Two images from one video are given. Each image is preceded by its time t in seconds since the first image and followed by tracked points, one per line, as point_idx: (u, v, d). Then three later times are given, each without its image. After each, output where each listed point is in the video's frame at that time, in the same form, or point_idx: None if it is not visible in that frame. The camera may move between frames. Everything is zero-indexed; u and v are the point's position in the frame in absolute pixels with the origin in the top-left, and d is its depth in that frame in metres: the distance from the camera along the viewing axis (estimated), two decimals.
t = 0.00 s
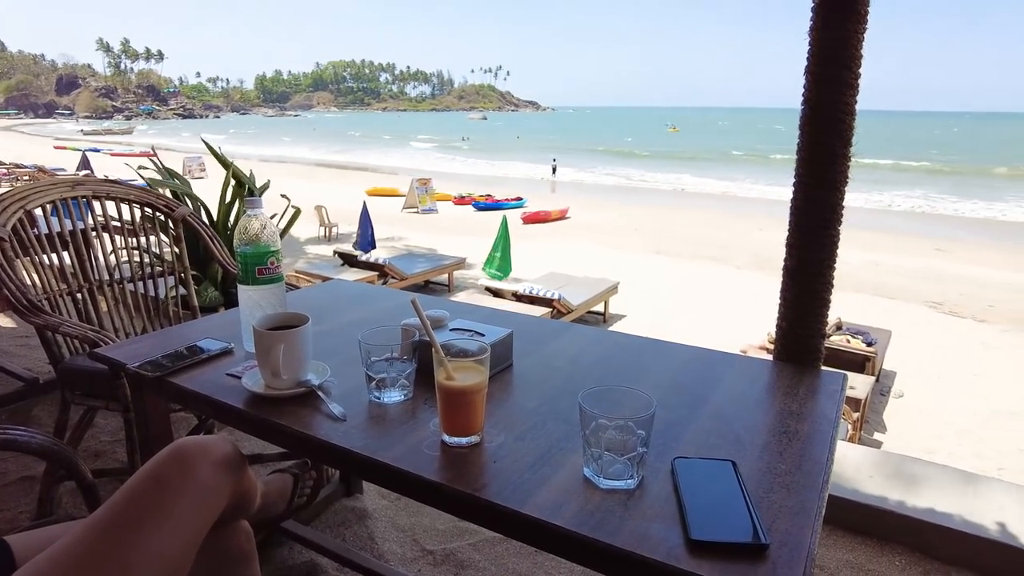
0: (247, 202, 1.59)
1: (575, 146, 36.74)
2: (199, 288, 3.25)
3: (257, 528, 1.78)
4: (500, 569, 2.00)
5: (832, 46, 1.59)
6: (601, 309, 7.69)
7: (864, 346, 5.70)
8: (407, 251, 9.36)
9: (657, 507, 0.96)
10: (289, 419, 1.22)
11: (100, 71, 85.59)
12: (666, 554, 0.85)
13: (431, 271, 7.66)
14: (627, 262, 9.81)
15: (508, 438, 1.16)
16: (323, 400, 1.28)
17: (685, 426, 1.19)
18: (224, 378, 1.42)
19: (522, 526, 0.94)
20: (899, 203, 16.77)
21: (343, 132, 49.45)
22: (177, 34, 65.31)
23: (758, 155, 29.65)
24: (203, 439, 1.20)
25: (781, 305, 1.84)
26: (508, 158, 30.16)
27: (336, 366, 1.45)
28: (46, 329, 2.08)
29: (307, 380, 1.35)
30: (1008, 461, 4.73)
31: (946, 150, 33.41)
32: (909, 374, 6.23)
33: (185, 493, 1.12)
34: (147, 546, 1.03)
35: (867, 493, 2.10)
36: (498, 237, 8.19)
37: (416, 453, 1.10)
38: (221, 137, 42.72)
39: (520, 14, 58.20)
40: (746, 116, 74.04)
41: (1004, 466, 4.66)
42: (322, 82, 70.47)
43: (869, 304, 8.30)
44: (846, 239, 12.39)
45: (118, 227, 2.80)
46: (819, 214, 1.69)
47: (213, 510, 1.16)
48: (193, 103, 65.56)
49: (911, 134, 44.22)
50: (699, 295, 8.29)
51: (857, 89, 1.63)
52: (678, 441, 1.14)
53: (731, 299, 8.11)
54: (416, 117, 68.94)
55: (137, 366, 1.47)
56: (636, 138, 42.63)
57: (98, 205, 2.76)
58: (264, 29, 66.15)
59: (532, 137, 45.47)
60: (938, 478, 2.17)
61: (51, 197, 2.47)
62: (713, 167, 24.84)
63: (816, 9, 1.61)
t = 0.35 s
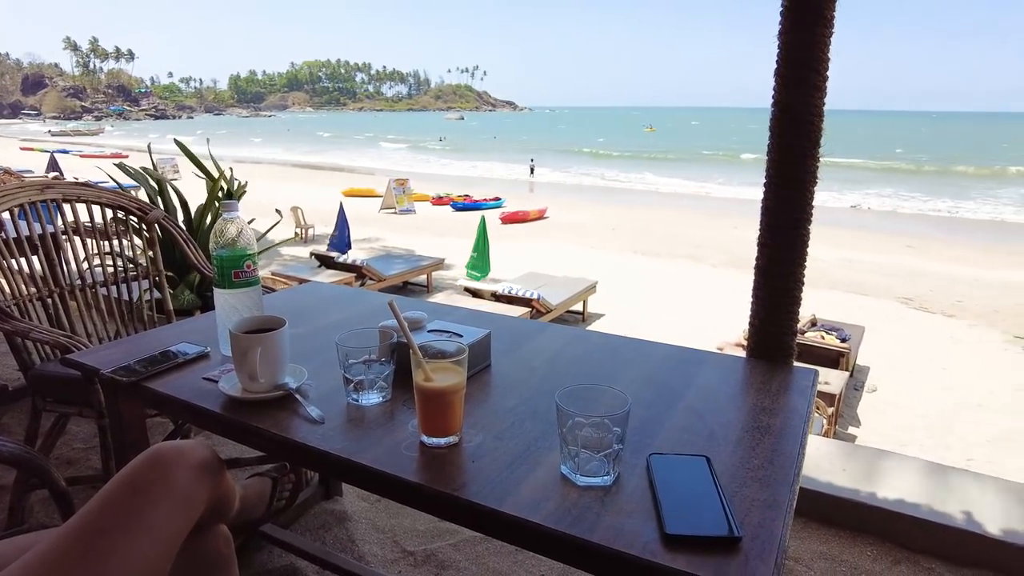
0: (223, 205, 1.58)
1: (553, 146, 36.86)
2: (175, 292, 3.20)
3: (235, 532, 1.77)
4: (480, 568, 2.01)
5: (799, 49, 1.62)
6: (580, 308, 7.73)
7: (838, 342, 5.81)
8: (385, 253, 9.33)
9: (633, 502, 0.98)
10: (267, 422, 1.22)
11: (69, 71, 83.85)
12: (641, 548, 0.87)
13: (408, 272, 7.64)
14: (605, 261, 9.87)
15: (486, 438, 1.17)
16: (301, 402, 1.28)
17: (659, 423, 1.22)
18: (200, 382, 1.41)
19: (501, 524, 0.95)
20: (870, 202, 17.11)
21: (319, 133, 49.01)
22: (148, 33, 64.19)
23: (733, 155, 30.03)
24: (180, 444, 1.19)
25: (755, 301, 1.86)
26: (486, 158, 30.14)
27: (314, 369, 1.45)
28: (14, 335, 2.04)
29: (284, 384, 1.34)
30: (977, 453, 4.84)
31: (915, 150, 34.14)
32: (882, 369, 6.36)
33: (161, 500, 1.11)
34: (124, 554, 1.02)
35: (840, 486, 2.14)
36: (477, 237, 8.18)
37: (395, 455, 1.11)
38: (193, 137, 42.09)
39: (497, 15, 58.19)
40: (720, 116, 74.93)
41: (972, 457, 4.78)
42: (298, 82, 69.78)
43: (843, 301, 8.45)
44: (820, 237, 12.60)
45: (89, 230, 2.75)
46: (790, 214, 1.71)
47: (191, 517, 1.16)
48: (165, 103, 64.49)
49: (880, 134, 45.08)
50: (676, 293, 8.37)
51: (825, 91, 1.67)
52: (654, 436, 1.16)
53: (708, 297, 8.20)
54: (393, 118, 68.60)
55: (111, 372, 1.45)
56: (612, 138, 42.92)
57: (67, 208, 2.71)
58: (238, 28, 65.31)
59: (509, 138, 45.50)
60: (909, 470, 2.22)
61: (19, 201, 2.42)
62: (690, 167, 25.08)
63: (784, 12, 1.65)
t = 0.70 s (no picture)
0: (205, 206, 1.57)
1: (538, 146, 36.91)
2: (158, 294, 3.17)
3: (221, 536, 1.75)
4: (469, 568, 2.00)
5: (781, 50, 1.63)
6: (567, 308, 7.74)
7: (822, 339, 5.86)
8: (371, 253, 9.29)
9: (619, 499, 0.98)
10: (251, 423, 1.21)
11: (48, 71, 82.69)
12: (628, 545, 0.87)
13: (395, 273, 7.62)
14: (591, 261, 9.90)
15: (473, 437, 1.17)
16: (286, 403, 1.27)
17: (646, 419, 1.23)
18: (184, 384, 1.40)
19: (488, 523, 0.95)
20: (852, 201, 17.31)
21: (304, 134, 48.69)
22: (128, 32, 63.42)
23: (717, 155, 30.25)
24: (164, 446, 1.18)
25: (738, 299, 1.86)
26: (471, 158, 30.10)
27: (298, 370, 1.44)
28: None
29: (268, 385, 1.33)
30: (958, 447, 4.92)
31: (895, 149, 34.59)
32: (864, 366, 6.43)
33: (144, 502, 1.10)
34: (107, 555, 1.01)
35: (826, 481, 2.16)
36: (463, 237, 8.17)
37: (381, 455, 1.10)
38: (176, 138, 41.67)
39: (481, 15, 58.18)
40: (704, 117, 75.43)
41: (953, 451, 4.85)
42: (282, 82, 69.36)
43: (826, 298, 8.54)
44: (803, 236, 12.73)
45: (70, 232, 2.72)
46: (773, 211, 1.72)
47: (174, 519, 1.14)
48: (147, 104, 63.83)
49: (861, 134, 45.66)
50: (662, 292, 8.41)
51: (806, 90, 1.67)
52: (640, 434, 1.17)
53: (694, 296, 8.25)
54: (377, 118, 68.34)
55: (93, 374, 1.44)
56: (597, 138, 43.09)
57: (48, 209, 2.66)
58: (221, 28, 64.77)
59: (495, 138, 45.48)
60: (893, 464, 2.25)
61: None
62: (674, 167, 25.23)
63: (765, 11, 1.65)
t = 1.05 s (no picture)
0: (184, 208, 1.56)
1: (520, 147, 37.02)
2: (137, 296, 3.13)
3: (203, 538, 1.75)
4: (451, 566, 2.01)
5: (756, 45, 1.55)
6: (549, 307, 7.78)
7: (800, 335, 5.95)
8: (352, 254, 9.26)
9: (597, 494, 1.01)
10: (231, 425, 1.22)
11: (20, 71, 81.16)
12: (604, 539, 0.89)
13: (376, 274, 7.62)
14: (572, 260, 9.95)
15: (453, 436, 1.18)
16: (267, 405, 1.28)
17: (623, 416, 1.25)
18: (165, 386, 1.39)
19: (470, 519, 0.97)
20: (828, 201, 17.58)
21: (283, 134, 48.32)
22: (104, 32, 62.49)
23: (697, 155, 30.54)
24: (144, 449, 1.19)
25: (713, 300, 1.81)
26: (452, 159, 30.08)
27: (278, 372, 1.45)
28: None
29: (248, 387, 1.34)
30: (931, 440, 5.02)
31: (869, 149, 35.21)
32: (841, 362, 6.54)
33: (126, 504, 1.10)
34: (88, 558, 1.02)
35: (803, 475, 2.20)
36: (445, 238, 8.17)
37: (362, 455, 1.12)
38: (153, 139, 41.13)
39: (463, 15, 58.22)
40: (683, 117, 76.09)
41: (926, 444, 4.96)
42: (261, 83, 68.75)
43: (803, 296, 8.67)
44: (781, 234, 12.91)
45: (46, 234, 2.67)
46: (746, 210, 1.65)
47: (156, 522, 1.15)
48: (124, 105, 62.95)
49: (837, 134, 46.43)
50: (642, 290, 8.48)
51: (778, 93, 1.61)
52: (617, 430, 1.19)
53: (674, 294, 8.33)
54: (357, 118, 68.02)
55: (72, 378, 1.43)
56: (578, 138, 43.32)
57: (23, 211, 2.63)
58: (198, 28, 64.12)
59: (476, 138, 45.47)
60: (867, 457, 2.30)
61: None
62: (654, 168, 25.45)
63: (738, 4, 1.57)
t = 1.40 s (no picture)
0: (137, 215, 1.54)
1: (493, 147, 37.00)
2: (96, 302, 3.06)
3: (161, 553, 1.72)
4: (416, 571, 2.01)
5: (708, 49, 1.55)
6: (521, 307, 7.80)
7: (768, 332, 6.05)
8: (323, 256, 9.17)
9: (549, 499, 1.01)
10: (183, 436, 1.20)
11: None
12: (553, 544, 0.90)
13: (347, 276, 7.56)
14: (545, 260, 9.99)
15: (409, 443, 1.18)
16: (220, 416, 1.26)
17: (579, 420, 1.25)
18: (116, 399, 1.37)
19: (422, 528, 0.97)
20: (795, 199, 17.89)
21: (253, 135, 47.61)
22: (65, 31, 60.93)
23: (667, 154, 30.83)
24: (93, 462, 1.18)
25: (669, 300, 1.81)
26: (425, 159, 29.99)
27: (234, 381, 1.43)
28: None
29: (202, 396, 1.32)
30: (894, 432, 5.14)
31: (834, 148, 35.99)
32: (808, 357, 6.66)
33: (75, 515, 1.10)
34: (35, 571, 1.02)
35: (763, 471, 2.24)
36: (417, 239, 8.14)
37: (316, 465, 1.11)
38: (118, 140, 40.25)
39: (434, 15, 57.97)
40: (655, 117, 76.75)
41: (890, 436, 5.08)
42: (230, 83, 67.65)
43: (772, 293, 8.81)
44: (749, 232, 13.10)
45: None
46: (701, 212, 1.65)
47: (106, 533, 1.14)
48: (87, 106, 61.47)
49: (804, 134, 47.39)
50: (614, 289, 8.54)
51: (732, 97, 1.60)
52: (572, 434, 1.20)
53: (645, 293, 8.41)
54: (328, 119, 67.48)
55: (19, 392, 1.39)
56: (550, 138, 43.57)
57: None
58: (164, 28, 62.90)
59: (448, 138, 45.31)
60: (827, 452, 2.35)
61: None
62: (626, 168, 25.65)
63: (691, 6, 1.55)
